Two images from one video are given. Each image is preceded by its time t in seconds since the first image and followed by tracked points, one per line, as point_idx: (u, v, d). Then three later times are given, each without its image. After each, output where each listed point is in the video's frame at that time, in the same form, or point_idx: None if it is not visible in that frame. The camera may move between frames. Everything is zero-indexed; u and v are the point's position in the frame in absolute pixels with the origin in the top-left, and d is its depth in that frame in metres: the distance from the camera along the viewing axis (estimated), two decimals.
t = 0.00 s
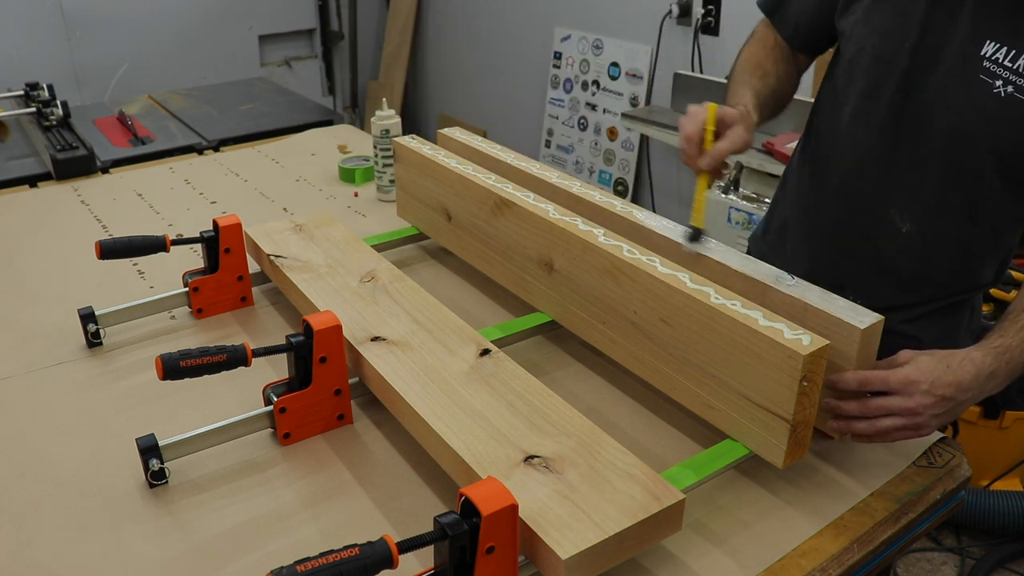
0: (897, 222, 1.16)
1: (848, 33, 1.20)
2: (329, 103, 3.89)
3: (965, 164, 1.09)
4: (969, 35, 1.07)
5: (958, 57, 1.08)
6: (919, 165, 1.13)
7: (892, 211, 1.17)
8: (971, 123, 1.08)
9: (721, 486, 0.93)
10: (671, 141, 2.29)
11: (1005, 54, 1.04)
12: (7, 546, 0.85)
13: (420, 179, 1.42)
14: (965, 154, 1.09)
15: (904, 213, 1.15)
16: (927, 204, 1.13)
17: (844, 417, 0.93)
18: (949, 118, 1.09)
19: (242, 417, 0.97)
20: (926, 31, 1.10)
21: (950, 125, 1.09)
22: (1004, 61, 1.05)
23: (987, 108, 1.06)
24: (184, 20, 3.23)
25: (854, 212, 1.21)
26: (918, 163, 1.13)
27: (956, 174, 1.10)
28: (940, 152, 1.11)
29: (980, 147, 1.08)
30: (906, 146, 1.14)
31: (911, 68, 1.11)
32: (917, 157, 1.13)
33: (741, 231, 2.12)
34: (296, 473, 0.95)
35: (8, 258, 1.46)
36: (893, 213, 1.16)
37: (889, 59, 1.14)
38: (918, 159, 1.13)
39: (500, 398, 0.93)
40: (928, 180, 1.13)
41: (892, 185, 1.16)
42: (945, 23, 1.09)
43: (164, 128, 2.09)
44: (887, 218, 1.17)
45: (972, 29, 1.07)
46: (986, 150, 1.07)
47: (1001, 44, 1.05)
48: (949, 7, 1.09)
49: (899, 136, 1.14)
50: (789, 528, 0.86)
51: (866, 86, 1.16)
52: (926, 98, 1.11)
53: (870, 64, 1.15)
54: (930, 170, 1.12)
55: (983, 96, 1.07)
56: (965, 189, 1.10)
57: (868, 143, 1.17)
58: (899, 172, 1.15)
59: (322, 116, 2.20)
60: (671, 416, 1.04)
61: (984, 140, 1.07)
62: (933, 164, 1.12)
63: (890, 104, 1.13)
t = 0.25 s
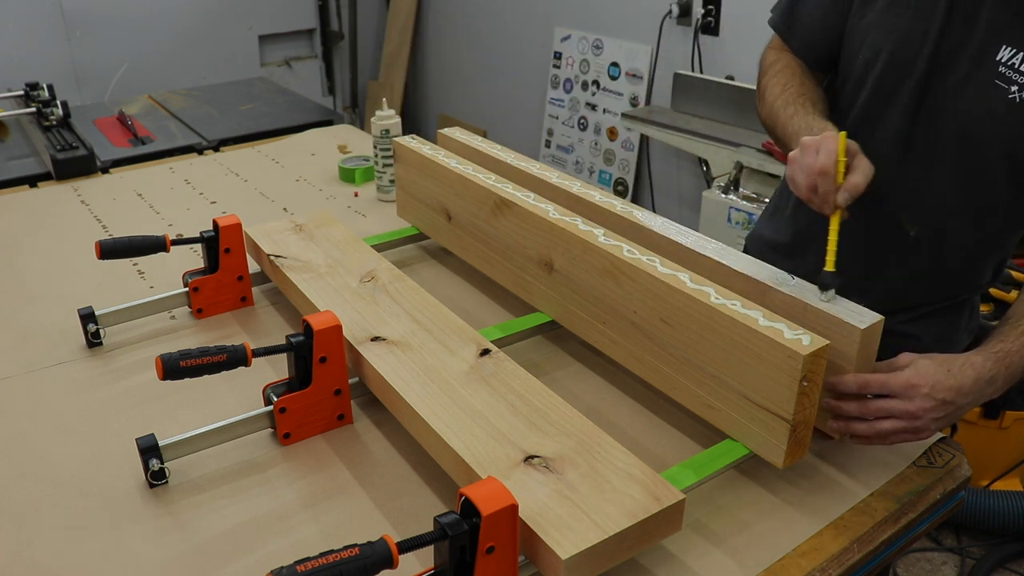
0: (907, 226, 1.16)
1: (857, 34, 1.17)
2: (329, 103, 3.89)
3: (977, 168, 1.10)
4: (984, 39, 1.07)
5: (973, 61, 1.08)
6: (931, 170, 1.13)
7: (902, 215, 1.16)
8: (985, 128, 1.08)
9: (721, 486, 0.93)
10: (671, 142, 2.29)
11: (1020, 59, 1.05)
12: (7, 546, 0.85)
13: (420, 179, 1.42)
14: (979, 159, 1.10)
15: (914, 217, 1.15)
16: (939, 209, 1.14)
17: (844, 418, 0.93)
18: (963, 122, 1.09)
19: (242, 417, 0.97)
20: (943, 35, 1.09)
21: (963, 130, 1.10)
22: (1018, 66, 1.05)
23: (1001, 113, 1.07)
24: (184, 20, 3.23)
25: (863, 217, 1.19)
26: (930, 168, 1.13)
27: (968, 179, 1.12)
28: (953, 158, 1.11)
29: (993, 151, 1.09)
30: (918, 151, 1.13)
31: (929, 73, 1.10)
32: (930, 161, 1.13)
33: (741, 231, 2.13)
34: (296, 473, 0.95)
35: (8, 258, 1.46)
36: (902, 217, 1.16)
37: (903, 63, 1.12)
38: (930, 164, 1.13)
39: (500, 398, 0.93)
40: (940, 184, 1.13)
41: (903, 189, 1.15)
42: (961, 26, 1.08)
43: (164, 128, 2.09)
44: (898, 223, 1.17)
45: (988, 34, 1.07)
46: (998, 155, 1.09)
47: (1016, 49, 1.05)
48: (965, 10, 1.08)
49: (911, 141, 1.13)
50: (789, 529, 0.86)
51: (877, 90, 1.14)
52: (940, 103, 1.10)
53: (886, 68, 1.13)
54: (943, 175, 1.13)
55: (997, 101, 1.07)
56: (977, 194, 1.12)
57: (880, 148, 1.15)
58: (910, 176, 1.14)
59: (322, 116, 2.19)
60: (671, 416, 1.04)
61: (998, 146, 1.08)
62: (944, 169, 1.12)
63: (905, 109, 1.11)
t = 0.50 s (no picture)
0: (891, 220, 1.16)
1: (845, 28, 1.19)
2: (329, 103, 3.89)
3: (959, 160, 1.10)
4: (963, 29, 1.07)
5: (952, 52, 1.08)
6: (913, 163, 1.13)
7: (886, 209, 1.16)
8: (965, 118, 1.08)
9: (721, 486, 0.93)
10: (671, 141, 2.29)
11: (998, 48, 1.04)
12: (8, 546, 0.85)
13: (420, 179, 1.42)
14: (959, 151, 1.09)
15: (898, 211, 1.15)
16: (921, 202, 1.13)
17: (844, 419, 0.93)
18: (942, 114, 1.09)
19: (242, 417, 0.97)
20: (923, 26, 1.09)
21: (943, 121, 1.09)
22: (996, 54, 1.05)
23: (980, 103, 1.07)
24: (184, 20, 3.23)
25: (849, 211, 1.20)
26: (912, 160, 1.13)
27: (950, 171, 1.11)
28: (934, 149, 1.11)
29: (973, 143, 1.08)
30: (901, 144, 1.14)
31: (908, 64, 1.11)
32: (910, 153, 1.13)
33: (741, 231, 2.12)
34: (296, 473, 0.95)
35: (8, 258, 1.46)
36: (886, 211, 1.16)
37: (886, 55, 1.13)
38: (913, 157, 1.13)
39: (500, 398, 0.93)
40: (922, 177, 1.13)
41: (887, 182, 1.16)
42: (941, 17, 1.09)
43: (164, 128, 2.09)
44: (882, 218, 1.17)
45: (966, 24, 1.07)
46: (979, 146, 1.08)
47: (994, 38, 1.05)
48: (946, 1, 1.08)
49: (894, 134, 1.14)
50: (789, 529, 0.86)
51: (862, 83, 1.15)
52: (921, 95, 1.11)
53: (868, 61, 1.14)
54: (923, 168, 1.12)
55: (976, 91, 1.07)
56: (961, 186, 1.11)
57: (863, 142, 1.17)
58: (894, 169, 1.15)
59: (322, 116, 2.19)
60: (671, 416, 1.04)
61: (978, 136, 1.08)
62: (926, 161, 1.12)
63: (886, 101, 1.13)
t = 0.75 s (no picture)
0: (861, 210, 1.19)
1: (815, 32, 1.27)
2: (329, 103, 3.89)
3: (921, 145, 1.12)
4: (916, 21, 1.13)
5: (907, 43, 1.13)
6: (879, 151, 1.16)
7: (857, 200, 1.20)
8: (923, 104, 1.11)
9: (721, 487, 0.93)
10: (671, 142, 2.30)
11: (948, 34, 1.09)
12: (7, 546, 0.85)
13: (420, 179, 1.42)
14: (921, 136, 1.12)
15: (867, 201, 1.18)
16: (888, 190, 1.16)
17: (845, 419, 0.93)
18: (902, 102, 1.13)
19: (242, 417, 0.97)
20: (878, 21, 1.16)
21: (902, 109, 1.13)
22: (947, 41, 1.09)
23: (936, 88, 1.10)
24: (184, 20, 3.23)
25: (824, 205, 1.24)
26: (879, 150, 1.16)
27: (914, 157, 1.13)
28: (897, 137, 1.14)
29: (933, 128, 1.11)
30: (867, 135, 1.18)
31: (866, 56, 1.16)
32: (876, 143, 1.17)
33: (741, 231, 2.13)
34: (296, 473, 0.95)
35: (7, 258, 1.46)
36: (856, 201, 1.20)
37: (848, 51, 1.19)
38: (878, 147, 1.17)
39: (500, 398, 0.93)
40: (887, 164, 1.15)
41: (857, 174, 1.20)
42: (896, 12, 1.15)
43: (163, 128, 2.09)
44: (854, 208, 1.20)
45: (918, 17, 1.13)
46: (937, 130, 1.10)
47: (944, 27, 1.10)
48: None
49: (860, 125, 1.19)
50: (789, 529, 0.86)
51: (830, 79, 1.22)
52: (882, 86, 1.16)
53: (832, 57, 1.21)
54: (888, 155, 1.15)
55: (931, 77, 1.11)
56: (926, 173, 1.12)
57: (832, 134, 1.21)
58: (863, 161, 1.19)
59: (322, 116, 2.19)
60: (671, 416, 1.04)
61: (936, 121, 1.10)
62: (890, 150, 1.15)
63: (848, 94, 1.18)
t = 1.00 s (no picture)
0: (848, 207, 1.19)
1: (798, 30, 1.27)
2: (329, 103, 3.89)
3: (903, 141, 1.12)
4: (894, 17, 1.13)
5: (886, 39, 1.14)
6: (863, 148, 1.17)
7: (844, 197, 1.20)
8: (904, 100, 1.12)
9: (721, 487, 0.93)
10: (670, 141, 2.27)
11: (925, 30, 1.09)
12: (7, 546, 0.85)
13: (420, 179, 1.42)
14: (901, 133, 1.12)
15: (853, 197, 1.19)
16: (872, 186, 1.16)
17: (845, 419, 0.93)
18: (883, 98, 1.14)
19: (242, 417, 0.97)
20: (857, 19, 1.16)
21: (883, 106, 1.14)
22: (925, 37, 1.09)
23: (915, 84, 1.11)
24: (185, 20, 3.23)
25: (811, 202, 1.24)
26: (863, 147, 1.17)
27: (896, 153, 1.13)
28: (879, 133, 1.14)
29: (914, 124, 1.11)
30: (851, 132, 1.19)
31: (846, 54, 1.17)
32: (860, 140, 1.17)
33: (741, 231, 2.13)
34: (296, 473, 0.95)
35: (7, 258, 1.46)
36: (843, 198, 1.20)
37: (829, 49, 1.20)
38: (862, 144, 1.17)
39: (500, 398, 0.93)
40: (871, 160, 1.16)
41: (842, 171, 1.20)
42: (874, 9, 1.15)
43: (163, 128, 2.09)
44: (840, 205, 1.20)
45: (895, 13, 1.13)
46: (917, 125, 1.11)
47: (922, 22, 1.10)
48: None
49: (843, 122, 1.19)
50: (789, 529, 0.86)
51: (812, 77, 1.22)
52: (863, 83, 1.16)
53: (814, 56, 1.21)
54: (871, 152, 1.16)
55: (910, 73, 1.11)
56: (910, 168, 1.13)
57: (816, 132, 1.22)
58: (847, 157, 1.19)
59: (321, 116, 2.19)
60: (671, 416, 1.04)
61: (916, 116, 1.11)
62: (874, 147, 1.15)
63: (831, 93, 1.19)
